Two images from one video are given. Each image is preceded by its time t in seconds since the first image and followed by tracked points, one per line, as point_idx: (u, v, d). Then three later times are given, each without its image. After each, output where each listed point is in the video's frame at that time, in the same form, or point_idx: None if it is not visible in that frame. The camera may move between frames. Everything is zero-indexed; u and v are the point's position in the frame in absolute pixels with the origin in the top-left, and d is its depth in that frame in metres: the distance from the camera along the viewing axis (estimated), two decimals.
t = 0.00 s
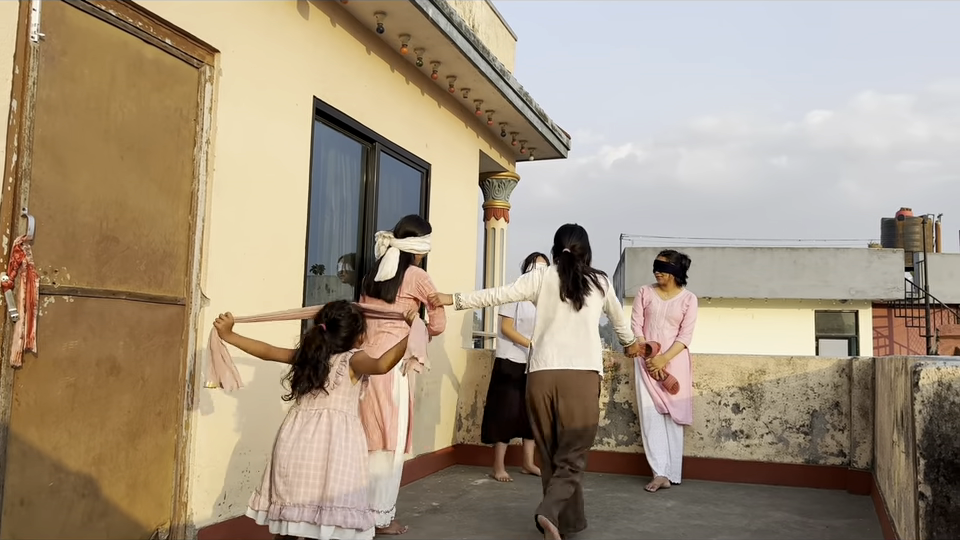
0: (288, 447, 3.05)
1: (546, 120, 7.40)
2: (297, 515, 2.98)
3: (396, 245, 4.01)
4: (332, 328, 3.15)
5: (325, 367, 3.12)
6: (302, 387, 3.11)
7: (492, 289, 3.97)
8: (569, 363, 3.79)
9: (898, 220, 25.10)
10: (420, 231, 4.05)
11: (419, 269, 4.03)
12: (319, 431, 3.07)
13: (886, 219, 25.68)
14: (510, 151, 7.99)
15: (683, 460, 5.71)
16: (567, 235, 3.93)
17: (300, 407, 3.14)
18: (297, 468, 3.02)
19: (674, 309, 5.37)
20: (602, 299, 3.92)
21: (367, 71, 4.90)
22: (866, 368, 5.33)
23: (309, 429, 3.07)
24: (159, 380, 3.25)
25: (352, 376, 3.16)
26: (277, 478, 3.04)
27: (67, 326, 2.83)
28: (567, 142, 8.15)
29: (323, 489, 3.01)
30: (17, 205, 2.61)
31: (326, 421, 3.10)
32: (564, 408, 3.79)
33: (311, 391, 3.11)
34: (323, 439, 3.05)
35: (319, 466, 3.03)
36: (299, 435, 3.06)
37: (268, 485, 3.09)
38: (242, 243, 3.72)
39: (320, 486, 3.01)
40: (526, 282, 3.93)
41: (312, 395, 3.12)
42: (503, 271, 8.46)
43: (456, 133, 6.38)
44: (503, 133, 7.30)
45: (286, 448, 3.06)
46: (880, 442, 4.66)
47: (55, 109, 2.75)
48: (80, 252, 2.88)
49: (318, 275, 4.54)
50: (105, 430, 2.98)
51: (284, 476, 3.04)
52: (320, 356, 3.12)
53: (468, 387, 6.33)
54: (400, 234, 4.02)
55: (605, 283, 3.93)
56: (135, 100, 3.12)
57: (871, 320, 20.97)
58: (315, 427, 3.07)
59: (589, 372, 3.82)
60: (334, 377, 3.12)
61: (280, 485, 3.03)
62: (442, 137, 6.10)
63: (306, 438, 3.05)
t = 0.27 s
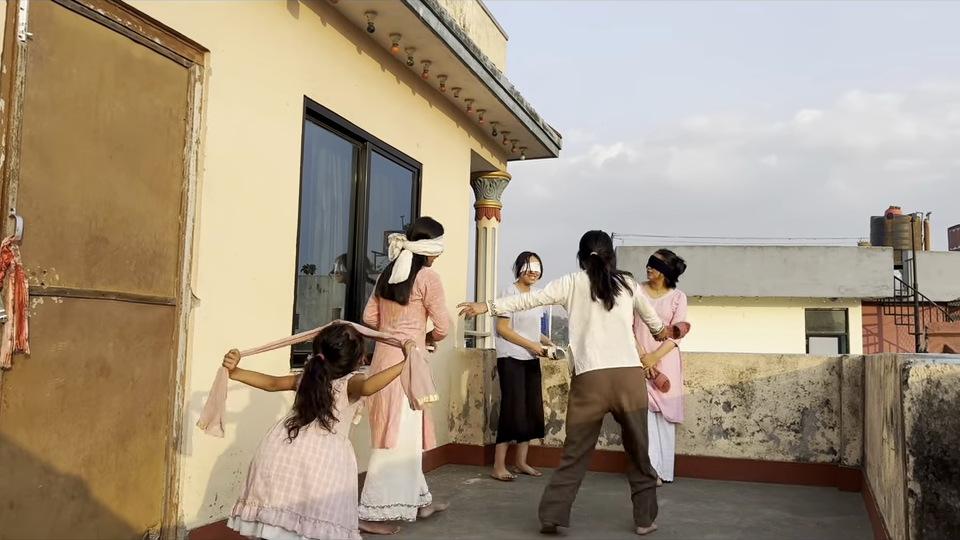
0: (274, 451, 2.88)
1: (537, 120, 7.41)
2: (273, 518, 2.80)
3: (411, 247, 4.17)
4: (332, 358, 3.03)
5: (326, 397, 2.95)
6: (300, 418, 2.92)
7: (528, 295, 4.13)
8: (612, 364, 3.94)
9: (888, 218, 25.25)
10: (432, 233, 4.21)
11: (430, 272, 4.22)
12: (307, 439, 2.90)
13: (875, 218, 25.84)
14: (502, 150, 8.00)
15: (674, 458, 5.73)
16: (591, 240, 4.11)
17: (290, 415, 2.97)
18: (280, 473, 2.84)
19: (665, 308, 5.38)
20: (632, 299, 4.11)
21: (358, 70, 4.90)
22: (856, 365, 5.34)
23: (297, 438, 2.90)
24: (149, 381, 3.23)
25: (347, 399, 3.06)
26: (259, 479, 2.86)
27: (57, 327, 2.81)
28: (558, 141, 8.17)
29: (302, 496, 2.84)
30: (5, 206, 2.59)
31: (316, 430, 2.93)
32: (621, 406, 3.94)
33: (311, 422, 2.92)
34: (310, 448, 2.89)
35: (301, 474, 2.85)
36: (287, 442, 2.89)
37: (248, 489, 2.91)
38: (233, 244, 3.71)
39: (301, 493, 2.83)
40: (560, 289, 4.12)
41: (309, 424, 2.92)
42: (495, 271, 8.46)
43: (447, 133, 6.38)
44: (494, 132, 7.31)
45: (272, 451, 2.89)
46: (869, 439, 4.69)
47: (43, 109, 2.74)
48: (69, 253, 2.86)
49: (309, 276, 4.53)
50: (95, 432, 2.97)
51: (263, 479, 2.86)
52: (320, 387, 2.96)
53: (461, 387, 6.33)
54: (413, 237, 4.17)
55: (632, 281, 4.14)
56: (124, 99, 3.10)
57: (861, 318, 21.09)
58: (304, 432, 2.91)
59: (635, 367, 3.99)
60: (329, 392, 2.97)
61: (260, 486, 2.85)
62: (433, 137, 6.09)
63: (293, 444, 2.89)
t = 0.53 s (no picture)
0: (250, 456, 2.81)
1: (526, 119, 7.41)
2: (236, 521, 2.67)
3: (413, 250, 4.31)
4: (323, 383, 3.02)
5: (309, 417, 2.92)
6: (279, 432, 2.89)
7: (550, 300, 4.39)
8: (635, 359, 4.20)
9: (873, 216, 25.45)
10: (434, 236, 4.32)
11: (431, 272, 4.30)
12: (284, 451, 2.84)
13: (860, 216, 26.03)
14: (491, 150, 8.00)
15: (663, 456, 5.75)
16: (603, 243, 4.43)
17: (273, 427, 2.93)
18: (251, 479, 2.75)
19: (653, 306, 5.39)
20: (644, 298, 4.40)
21: (346, 69, 4.88)
22: (843, 362, 5.38)
23: (275, 449, 2.84)
24: (136, 383, 3.21)
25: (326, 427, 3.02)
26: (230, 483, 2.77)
27: (42, 329, 2.78)
28: (547, 140, 8.17)
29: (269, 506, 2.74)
30: None
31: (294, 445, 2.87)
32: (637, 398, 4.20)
33: (289, 438, 2.88)
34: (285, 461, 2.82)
35: (271, 485, 2.76)
36: (265, 451, 2.83)
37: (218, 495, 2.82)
38: (220, 244, 3.68)
39: (267, 502, 2.74)
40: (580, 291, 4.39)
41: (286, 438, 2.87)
42: (484, 270, 8.46)
43: (436, 132, 6.37)
44: (483, 132, 7.31)
45: (248, 457, 2.82)
46: (857, 436, 4.72)
47: (26, 108, 2.71)
48: (54, 253, 2.83)
49: (297, 275, 4.51)
50: (81, 434, 2.94)
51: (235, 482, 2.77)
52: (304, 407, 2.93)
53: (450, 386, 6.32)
54: (418, 239, 4.31)
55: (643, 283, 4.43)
56: (109, 99, 3.07)
57: (847, 316, 21.23)
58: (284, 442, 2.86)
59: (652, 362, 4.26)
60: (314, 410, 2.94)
61: (230, 489, 2.76)
62: (422, 136, 6.08)
63: (270, 453, 2.82)
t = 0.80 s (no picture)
0: (229, 459, 2.80)
1: (513, 117, 7.41)
2: (219, 524, 2.67)
3: (417, 251, 4.39)
4: (306, 385, 2.98)
5: (289, 419, 2.90)
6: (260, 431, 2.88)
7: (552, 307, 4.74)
8: (633, 356, 4.52)
9: (858, 214, 25.64)
10: (440, 237, 4.39)
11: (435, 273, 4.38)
12: (263, 452, 2.82)
13: (846, 214, 26.22)
14: (478, 148, 7.99)
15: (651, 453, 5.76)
16: (601, 253, 4.77)
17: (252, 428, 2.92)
18: (230, 481, 2.74)
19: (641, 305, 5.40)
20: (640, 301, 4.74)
21: (332, 67, 4.86)
22: (829, 359, 5.42)
23: (254, 451, 2.82)
24: (121, 383, 3.17)
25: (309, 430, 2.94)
26: (211, 486, 2.76)
27: (23, 329, 2.75)
28: (534, 138, 8.17)
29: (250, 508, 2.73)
30: None
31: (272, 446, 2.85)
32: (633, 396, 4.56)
33: (269, 436, 2.86)
34: (264, 462, 2.80)
35: (252, 487, 2.75)
36: (244, 452, 2.82)
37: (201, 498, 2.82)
38: (204, 243, 3.65)
39: (248, 503, 2.73)
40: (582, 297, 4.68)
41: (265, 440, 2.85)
42: (472, 269, 8.45)
43: (423, 130, 6.35)
44: (470, 130, 7.29)
45: (227, 459, 2.81)
46: (842, 432, 4.75)
47: (6, 106, 2.67)
48: (36, 253, 2.80)
49: (284, 274, 4.48)
50: (64, 436, 2.91)
51: (215, 483, 2.76)
52: (286, 408, 2.92)
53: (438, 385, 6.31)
54: (421, 240, 4.39)
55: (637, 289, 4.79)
56: (92, 96, 3.04)
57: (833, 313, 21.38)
58: (263, 440, 2.85)
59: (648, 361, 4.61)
60: (292, 412, 2.91)
61: (212, 492, 2.76)
62: (409, 134, 6.06)
63: (249, 455, 2.81)
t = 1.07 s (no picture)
0: (222, 457, 2.78)
1: (503, 116, 7.41)
2: (214, 522, 2.66)
3: (428, 255, 4.39)
4: (294, 379, 2.98)
5: (281, 415, 2.89)
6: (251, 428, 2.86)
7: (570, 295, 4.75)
8: (647, 348, 4.72)
9: (846, 212, 25.79)
10: (449, 241, 4.36)
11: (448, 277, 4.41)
12: (255, 449, 2.81)
13: (834, 211, 26.37)
14: (468, 146, 7.99)
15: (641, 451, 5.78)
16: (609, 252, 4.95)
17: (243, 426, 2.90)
18: (224, 480, 2.73)
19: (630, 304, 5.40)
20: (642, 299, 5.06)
21: (321, 65, 4.84)
22: (817, 356, 5.47)
23: (247, 449, 2.81)
24: (109, 384, 3.15)
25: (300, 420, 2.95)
26: (204, 484, 2.75)
27: (10, 330, 2.73)
28: (524, 137, 8.17)
29: (245, 506, 2.72)
30: None
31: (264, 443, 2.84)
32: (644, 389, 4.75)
33: (262, 433, 2.85)
34: (257, 459, 2.79)
35: (246, 484, 2.74)
36: (236, 451, 2.80)
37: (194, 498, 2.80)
38: (193, 243, 3.63)
39: (242, 501, 2.72)
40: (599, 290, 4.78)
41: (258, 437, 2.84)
42: (462, 267, 8.45)
43: (413, 128, 6.34)
44: (460, 129, 7.29)
45: (219, 458, 2.79)
46: (831, 429, 4.78)
47: None
48: (23, 253, 2.78)
49: (273, 274, 4.47)
50: (52, 437, 2.89)
51: (209, 481, 2.75)
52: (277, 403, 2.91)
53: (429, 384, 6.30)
54: (431, 244, 4.38)
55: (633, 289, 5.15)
56: (79, 96, 3.02)
57: (821, 310, 21.50)
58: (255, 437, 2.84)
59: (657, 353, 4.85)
60: (282, 408, 2.90)
61: (205, 491, 2.74)
62: (398, 133, 6.05)
63: (242, 453, 2.79)
